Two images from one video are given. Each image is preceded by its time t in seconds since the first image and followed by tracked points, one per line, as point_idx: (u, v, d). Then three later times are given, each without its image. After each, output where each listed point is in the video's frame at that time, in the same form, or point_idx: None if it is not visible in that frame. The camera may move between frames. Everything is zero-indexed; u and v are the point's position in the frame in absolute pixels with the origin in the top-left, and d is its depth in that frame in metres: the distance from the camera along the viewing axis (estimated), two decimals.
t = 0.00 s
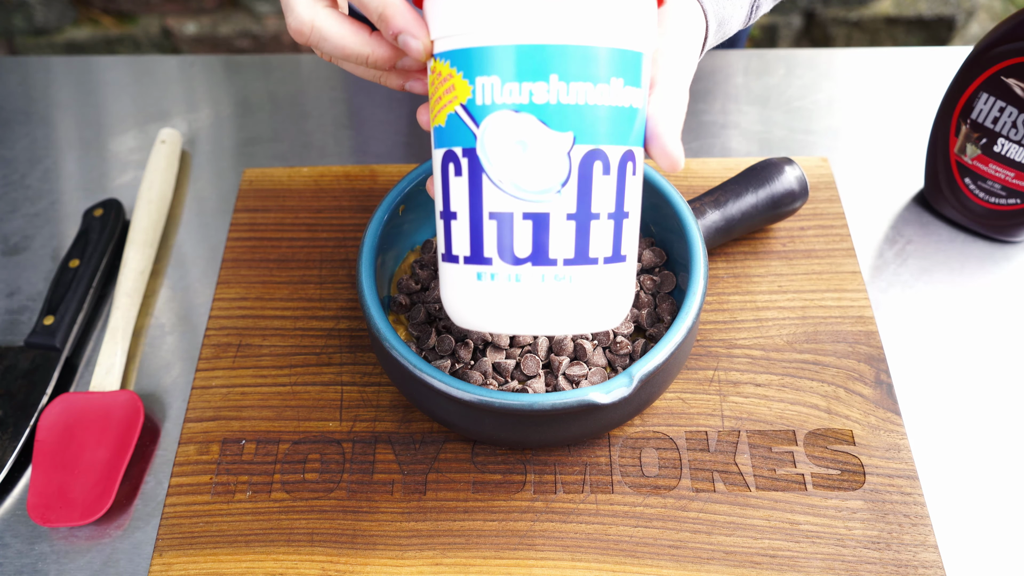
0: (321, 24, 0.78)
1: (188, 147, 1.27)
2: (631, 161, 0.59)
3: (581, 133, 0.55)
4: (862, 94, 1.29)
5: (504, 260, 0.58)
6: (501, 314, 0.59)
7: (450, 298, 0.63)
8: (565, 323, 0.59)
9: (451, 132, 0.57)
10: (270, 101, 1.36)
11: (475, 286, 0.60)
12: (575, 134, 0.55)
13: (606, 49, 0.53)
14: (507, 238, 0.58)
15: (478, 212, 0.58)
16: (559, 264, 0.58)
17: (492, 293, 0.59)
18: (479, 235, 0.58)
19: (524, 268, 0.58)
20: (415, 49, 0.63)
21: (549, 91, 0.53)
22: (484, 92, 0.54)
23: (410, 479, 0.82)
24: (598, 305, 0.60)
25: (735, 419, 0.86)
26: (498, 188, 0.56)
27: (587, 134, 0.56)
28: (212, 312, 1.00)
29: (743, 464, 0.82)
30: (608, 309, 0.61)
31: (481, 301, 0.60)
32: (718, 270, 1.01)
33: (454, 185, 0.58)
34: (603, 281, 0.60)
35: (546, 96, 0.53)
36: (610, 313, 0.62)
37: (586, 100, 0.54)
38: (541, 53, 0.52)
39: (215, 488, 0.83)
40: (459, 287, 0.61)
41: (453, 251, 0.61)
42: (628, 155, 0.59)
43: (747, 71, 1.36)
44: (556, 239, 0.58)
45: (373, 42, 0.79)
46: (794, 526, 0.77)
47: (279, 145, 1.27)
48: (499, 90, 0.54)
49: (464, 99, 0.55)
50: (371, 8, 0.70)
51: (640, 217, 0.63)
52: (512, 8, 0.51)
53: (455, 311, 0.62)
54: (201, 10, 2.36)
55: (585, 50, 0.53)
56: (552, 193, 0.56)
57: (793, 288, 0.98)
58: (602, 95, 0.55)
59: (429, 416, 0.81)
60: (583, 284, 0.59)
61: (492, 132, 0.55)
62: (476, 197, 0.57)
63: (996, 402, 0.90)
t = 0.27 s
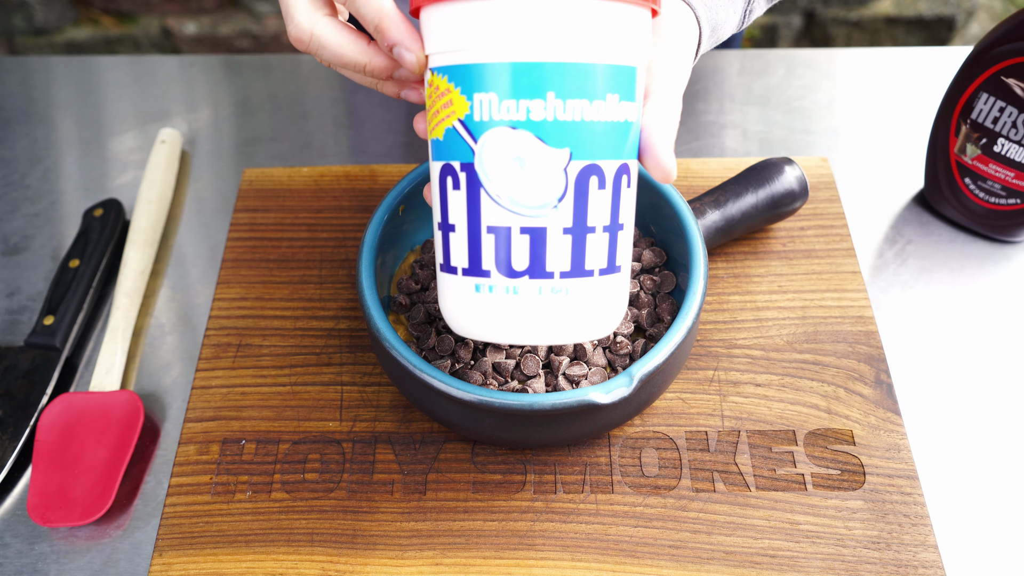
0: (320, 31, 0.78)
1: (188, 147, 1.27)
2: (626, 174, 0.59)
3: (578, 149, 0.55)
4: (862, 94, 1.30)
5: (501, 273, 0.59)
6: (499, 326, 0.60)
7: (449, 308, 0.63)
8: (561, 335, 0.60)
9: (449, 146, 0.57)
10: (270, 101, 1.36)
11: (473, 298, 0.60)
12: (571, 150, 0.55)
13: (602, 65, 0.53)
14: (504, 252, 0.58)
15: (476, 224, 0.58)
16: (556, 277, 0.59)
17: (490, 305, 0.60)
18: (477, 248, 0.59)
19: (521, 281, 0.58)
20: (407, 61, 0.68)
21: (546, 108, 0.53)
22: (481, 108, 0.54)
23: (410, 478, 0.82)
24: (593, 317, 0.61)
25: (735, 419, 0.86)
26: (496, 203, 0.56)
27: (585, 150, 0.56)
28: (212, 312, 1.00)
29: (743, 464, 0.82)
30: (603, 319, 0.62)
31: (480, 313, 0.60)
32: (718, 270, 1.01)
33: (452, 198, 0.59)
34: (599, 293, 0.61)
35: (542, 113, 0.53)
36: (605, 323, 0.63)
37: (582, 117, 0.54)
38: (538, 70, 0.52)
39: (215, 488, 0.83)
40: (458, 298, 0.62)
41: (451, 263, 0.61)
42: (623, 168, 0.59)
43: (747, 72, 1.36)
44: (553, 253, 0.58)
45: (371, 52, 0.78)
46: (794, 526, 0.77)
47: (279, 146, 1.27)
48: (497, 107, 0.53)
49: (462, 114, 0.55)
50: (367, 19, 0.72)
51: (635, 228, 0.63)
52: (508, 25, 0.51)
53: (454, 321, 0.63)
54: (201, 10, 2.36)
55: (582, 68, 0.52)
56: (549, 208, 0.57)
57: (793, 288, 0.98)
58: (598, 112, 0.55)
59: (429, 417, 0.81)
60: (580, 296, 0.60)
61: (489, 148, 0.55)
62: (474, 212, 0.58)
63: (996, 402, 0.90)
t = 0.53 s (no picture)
0: (322, 30, 0.78)
1: (188, 147, 1.27)
2: (626, 172, 0.59)
3: (577, 149, 0.55)
4: (862, 94, 1.30)
5: (502, 272, 0.59)
6: (501, 325, 0.60)
7: (451, 308, 0.63)
8: (561, 334, 0.60)
9: (450, 147, 0.57)
10: (270, 101, 1.36)
11: (475, 298, 0.60)
12: (570, 150, 0.55)
13: (601, 66, 0.53)
14: (505, 252, 0.58)
15: (477, 224, 0.58)
16: (557, 276, 0.59)
17: (492, 305, 0.60)
18: (478, 247, 0.59)
19: (522, 280, 0.59)
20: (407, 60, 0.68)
21: (545, 108, 0.53)
22: (481, 109, 0.54)
23: (410, 478, 0.82)
24: (594, 317, 0.61)
25: (735, 419, 0.86)
26: (496, 203, 0.57)
27: (584, 150, 0.56)
28: (212, 312, 1.00)
29: (743, 464, 0.82)
30: (604, 318, 0.62)
31: (481, 312, 0.61)
32: (718, 270, 1.01)
33: (453, 198, 0.59)
34: (600, 292, 0.61)
35: (542, 114, 0.53)
36: (605, 321, 0.63)
37: (581, 118, 0.54)
38: (537, 71, 0.52)
39: (215, 488, 0.83)
40: (459, 297, 0.62)
41: (452, 262, 0.61)
42: (623, 167, 0.59)
43: (747, 72, 1.36)
44: (553, 253, 0.58)
45: (372, 52, 0.79)
46: (794, 526, 0.77)
47: (279, 146, 1.27)
48: (496, 108, 0.53)
49: (462, 116, 0.55)
50: (367, 17, 0.71)
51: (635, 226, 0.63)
52: (507, 27, 0.51)
53: (456, 321, 0.63)
54: (201, 10, 2.36)
55: (581, 68, 0.52)
56: (549, 208, 0.57)
57: (793, 288, 0.98)
58: (598, 112, 0.55)
59: (429, 417, 0.81)
60: (580, 295, 0.60)
61: (489, 149, 0.55)
62: (475, 212, 0.58)
63: (996, 402, 0.90)
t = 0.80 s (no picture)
0: (319, 20, 0.78)
1: (188, 147, 1.27)
2: (627, 167, 0.59)
3: (577, 140, 0.55)
4: (862, 94, 1.30)
5: (501, 267, 0.58)
6: (499, 320, 0.59)
7: (449, 304, 0.63)
8: (561, 330, 0.60)
9: (449, 138, 0.57)
10: (270, 101, 1.36)
11: (473, 292, 0.60)
12: (571, 141, 0.55)
13: (602, 57, 0.53)
14: (504, 246, 0.58)
15: (475, 218, 0.58)
16: (556, 271, 0.58)
17: (490, 300, 0.59)
18: (476, 241, 0.59)
19: (521, 275, 0.58)
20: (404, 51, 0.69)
21: (545, 99, 0.53)
22: (481, 100, 0.54)
23: (410, 479, 0.82)
24: (594, 313, 0.61)
25: (735, 419, 0.86)
26: (496, 195, 0.56)
27: (585, 141, 0.56)
28: (212, 312, 1.00)
29: (743, 464, 0.82)
30: (603, 315, 0.62)
31: (479, 307, 0.60)
32: (718, 270, 1.01)
33: (450, 190, 0.59)
34: (599, 288, 0.61)
35: (542, 105, 0.53)
36: (606, 318, 0.62)
37: (582, 108, 0.54)
38: (538, 61, 0.52)
39: (215, 488, 0.83)
40: (457, 292, 0.61)
41: (450, 257, 0.61)
42: (624, 160, 0.59)
43: (747, 71, 1.36)
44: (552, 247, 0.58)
45: (370, 43, 0.79)
46: (794, 526, 0.77)
47: (279, 145, 1.27)
48: (496, 99, 0.53)
49: (461, 107, 0.55)
50: (366, 8, 0.72)
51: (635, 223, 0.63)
52: (510, 17, 0.50)
53: (452, 316, 0.63)
54: (201, 10, 2.36)
55: (581, 58, 0.52)
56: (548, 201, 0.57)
57: (793, 288, 0.98)
58: (599, 103, 0.55)
59: (429, 417, 0.81)
60: (580, 290, 0.60)
61: (488, 140, 0.55)
62: (473, 204, 0.58)
63: (996, 402, 0.90)
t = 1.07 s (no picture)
0: (322, 42, 0.78)
1: (188, 147, 1.27)
2: (625, 186, 0.59)
3: (575, 158, 0.55)
4: (861, 94, 1.30)
5: (500, 284, 0.59)
6: (497, 338, 0.60)
7: (449, 321, 0.63)
8: (559, 348, 0.60)
9: (448, 157, 0.57)
10: (270, 101, 1.36)
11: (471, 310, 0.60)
12: (568, 159, 0.55)
13: (600, 74, 0.53)
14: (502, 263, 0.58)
15: (474, 236, 0.58)
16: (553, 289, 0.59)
17: (488, 318, 0.60)
18: (475, 260, 0.59)
19: (519, 293, 0.59)
20: (406, 72, 0.69)
21: (542, 116, 0.53)
22: (479, 117, 0.54)
23: (410, 479, 0.83)
24: (592, 331, 0.61)
25: (735, 419, 0.86)
26: (494, 215, 0.57)
27: (584, 160, 0.56)
28: (212, 312, 1.00)
29: (743, 464, 0.83)
30: (601, 333, 0.62)
31: (477, 325, 0.60)
32: (718, 270, 1.01)
33: (450, 210, 0.59)
34: (597, 306, 0.61)
35: (539, 121, 0.53)
36: (604, 336, 0.62)
37: (579, 126, 0.54)
38: (535, 79, 0.52)
39: (216, 488, 0.83)
40: (456, 310, 0.62)
41: (450, 275, 0.61)
42: (622, 179, 0.59)
43: (747, 72, 1.36)
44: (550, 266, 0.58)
45: (373, 64, 0.79)
46: (794, 526, 0.78)
47: (279, 145, 1.27)
48: (494, 116, 0.54)
49: (459, 124, 0.55)
50: (368, 27, 0.72)
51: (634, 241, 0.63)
52: (506, 32, 0.51)
53: (453, 334, 0.63)
54: (201, 10, 2.36)
55: (579, 76, 0.52)
56: (546, 219, 0.57)
57: (793, 288, 0.98)
58: (596, 121, 0.55)
59: (429, 416, 0.81)
60: (578, 309, 0.60)
61: (486, 159, 0.55)
62: (472, 223, 0.58)
63: (995, 402, 0.90)
